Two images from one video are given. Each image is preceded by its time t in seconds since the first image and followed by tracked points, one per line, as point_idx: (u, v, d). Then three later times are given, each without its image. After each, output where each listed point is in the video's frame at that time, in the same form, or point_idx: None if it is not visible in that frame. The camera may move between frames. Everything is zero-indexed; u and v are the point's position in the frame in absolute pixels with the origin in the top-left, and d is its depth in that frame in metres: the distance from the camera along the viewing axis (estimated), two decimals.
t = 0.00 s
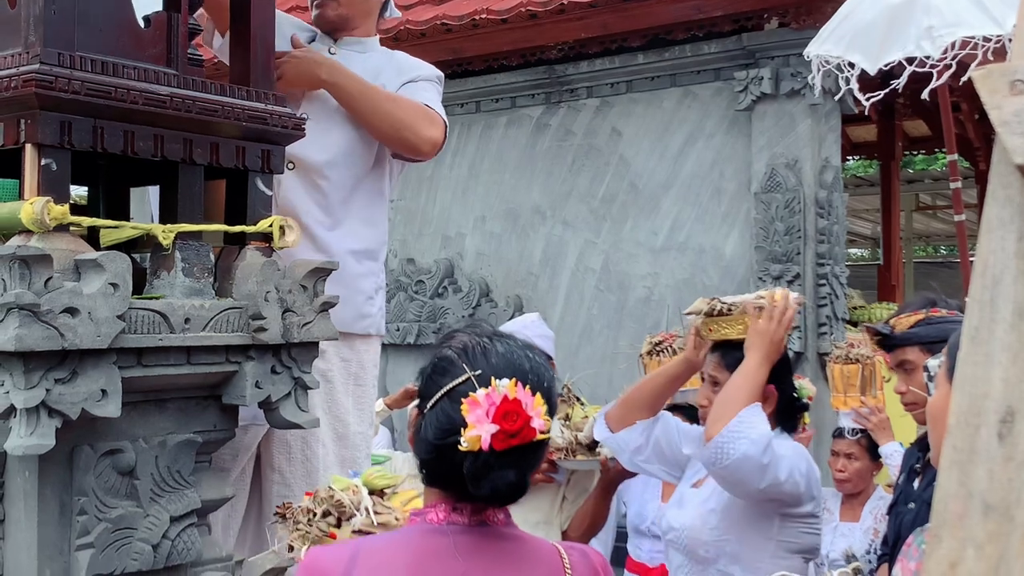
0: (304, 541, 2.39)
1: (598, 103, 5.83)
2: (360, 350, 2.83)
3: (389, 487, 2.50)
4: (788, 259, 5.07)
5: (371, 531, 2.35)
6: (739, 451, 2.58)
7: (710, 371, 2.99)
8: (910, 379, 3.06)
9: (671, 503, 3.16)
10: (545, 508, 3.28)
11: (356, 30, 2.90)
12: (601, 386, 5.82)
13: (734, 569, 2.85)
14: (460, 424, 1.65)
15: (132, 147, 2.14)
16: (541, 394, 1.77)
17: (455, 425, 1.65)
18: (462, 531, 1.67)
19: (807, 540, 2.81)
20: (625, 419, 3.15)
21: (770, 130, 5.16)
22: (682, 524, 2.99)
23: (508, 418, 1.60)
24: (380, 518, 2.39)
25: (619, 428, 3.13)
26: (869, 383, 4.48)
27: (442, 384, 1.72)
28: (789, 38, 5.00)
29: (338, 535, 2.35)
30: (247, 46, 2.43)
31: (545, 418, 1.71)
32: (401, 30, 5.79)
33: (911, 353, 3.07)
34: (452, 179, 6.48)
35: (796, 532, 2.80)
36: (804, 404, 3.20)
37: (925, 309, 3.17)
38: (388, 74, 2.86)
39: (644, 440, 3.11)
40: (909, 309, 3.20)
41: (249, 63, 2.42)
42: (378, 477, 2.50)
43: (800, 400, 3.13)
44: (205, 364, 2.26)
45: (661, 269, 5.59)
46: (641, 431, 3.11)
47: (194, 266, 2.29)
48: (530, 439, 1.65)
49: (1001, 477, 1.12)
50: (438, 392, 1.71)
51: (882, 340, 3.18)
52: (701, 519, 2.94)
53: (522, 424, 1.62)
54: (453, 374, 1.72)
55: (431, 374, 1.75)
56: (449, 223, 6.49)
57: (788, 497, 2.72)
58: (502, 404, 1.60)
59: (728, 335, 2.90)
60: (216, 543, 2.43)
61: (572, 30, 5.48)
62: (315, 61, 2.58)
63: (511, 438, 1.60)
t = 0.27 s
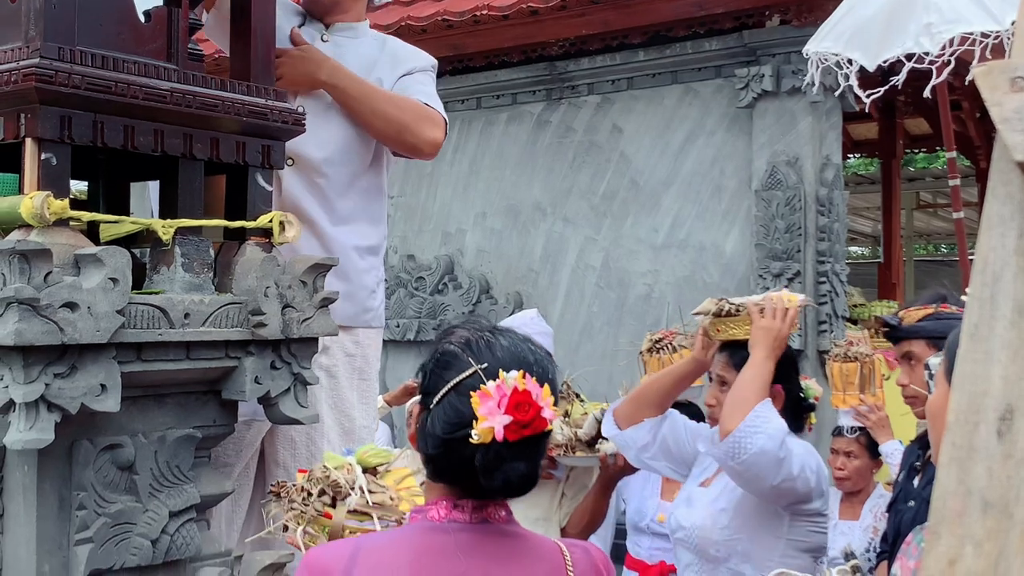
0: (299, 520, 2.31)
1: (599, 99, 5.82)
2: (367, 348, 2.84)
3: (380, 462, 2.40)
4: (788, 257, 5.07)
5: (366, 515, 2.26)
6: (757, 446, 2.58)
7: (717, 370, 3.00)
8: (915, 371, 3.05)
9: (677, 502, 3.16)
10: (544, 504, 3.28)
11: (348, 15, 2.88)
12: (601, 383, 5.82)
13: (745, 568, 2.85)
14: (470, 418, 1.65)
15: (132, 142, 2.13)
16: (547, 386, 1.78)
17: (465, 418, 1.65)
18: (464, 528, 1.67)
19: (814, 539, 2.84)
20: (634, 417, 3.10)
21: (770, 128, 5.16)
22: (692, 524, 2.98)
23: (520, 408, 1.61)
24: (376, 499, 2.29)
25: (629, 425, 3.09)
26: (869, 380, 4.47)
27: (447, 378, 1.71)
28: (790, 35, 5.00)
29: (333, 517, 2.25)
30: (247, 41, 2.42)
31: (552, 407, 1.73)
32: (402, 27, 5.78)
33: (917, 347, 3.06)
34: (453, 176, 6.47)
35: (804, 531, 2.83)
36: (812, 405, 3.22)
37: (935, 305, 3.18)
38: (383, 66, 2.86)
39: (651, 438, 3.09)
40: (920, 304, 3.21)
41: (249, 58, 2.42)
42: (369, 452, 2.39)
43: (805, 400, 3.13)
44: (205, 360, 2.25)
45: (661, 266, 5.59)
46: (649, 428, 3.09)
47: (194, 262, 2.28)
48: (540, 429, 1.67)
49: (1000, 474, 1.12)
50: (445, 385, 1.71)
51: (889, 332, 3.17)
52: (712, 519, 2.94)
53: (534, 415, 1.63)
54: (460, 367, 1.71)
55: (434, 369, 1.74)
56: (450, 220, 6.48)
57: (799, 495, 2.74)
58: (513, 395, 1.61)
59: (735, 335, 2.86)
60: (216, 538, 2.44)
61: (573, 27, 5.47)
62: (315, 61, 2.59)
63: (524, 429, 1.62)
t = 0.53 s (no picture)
0: (303, 506, 2.27)
1: (600, 97, 5.82)
2: (365, 344, 2.85)
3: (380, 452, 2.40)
4: (789, 255, 5.06)
5: (370, 499, 2.22)
6: (783, 440, 2.58)
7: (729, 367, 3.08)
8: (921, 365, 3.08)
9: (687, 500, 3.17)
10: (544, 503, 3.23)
11: (343, 7, 2.88)
12: (602, 380, 5.82)
13: (757, 567, 2.86)
14: (465, 406, 1.66)
15: (134, 138, 2.14)
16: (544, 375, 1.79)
17: (461, 407, 1.66)
18: (466, 527, 1.66)
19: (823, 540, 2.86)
20: (642, 416, 3.21)
21: (772, 126, 5.16)
22: (703, 523, 2.97)
23: (514, 394, 1.62)
24: (380, 485, 2.26)
25: (638, 423, 3.20)
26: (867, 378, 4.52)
27: (444, 369, 1.73)
28: (791, 33, 4.99)
29: (338, 501, 2.21)
30: (249, 38, 2.42)
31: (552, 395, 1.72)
32: (403, 24, 5.77)
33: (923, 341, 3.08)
34: (453, 173, 6.47)
35: (816, 531, 2.85)
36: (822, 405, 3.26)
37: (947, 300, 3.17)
38: (377, 58, 2.86)
39: (659, 435, 3.21)
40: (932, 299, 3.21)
41: (251, 55, 2.42)
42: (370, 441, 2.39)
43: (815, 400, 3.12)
44: (206, 357, 2.26)
45: (662, 264, 5.59)
46: (657, 426, 3.20)
47: (195, 258, 2.28)
48: (535, 414, 1.66)
49: (999, 472, 1.12)
50: (443, 376, 1.72)
51: (898, 325, 3.20)
52: (724, 518, 2.94)
53: (528, 401, 1.64)
54: (457, 358, 1.73)
55: (433, 363, 1.77)
56: (450, 217, 6.48)
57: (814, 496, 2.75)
58: (508, 380, 1.62)
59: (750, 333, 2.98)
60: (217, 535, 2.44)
61: (574, 25, 5.47)
62: (309, 55, 2.59)
63: (518, 414, 1.62)
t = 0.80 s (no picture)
0: (298, 495, 2.22)
1: (602, 94, 5.80)
2: (357, 341, 2.84)
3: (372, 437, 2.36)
4: (791, 253, 5.05)
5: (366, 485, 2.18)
6: (812, 441, 2.58)
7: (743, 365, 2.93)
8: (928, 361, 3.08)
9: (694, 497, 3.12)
10: (547, 501, 3.23)
11: (341, 5, 2.88)
12: (604, 379, 5.82)
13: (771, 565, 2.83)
14: (466, 399, 1.65)
15: (135, 135, 2.13)
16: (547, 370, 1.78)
17: (462, 400, 1.65)
18: (469, 525, 1.66)
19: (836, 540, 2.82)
20: (651, 411, 3.13)
21: (775, 124, 5.14)
22: (716, 521, 2.93)
23: (515, 385, 1.61)
24: (375, 471, 2.22)
25: (647, 420, 3.12)
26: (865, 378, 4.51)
27: (445, 364, 1.73)
28: (794, 30, 4.98)
29: (333, 489, 2.16)
30: (250, 34, 2.42)
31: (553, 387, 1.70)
32: (405, 21, 5.75)
33: (932, 338, 3.09)
34: (455, 170, 6.46)
35: (828, 529, 2.81)
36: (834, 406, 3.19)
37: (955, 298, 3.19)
38: (373, 53, 2.84)
39: (668, 432, 3.12)
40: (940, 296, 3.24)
41: (252, 51, 2.41)
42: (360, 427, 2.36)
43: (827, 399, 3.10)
44: (207, 354, 2.25)
45: (664, 262, 5.58)
46: (666, 422, 3.12)
47: (196, 255, 2.28)
48: (538, 406, 1.65)
49: (1003, 471, 1.11)
50: (445, 369, 1.71)
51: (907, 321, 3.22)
52: (737, 516, 2.89)
53: (529, 392, 1.63)
54: (459, 352, 1.73)
55: (435, 358, 1.76)
56: (452, 214, 6.47)
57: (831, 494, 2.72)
58: (509, 372, 1.62)
59: (765, 331, 2.86)
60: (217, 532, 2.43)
61: (577, 21, 5.45)
62: (298, 49, 2.59)
63: (520, 406, 1.62)
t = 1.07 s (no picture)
0: (299, 474, 2.22)
1: (604, 91, 5.80)
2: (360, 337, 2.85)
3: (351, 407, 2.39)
4: (794, 251, 5.05)
5: (364, 458, 2.23)
6: (835, 441, 2.56)
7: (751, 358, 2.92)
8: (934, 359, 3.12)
9: (704, 492, 3.10)
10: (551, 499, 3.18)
11: None
12: (606, 377, 5.82)
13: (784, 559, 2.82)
14: (489, 395, 1.64)
15: (137, 130, 2.13)
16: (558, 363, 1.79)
17: (482, 397, 1.64)
18: (474, 524, 1.66)
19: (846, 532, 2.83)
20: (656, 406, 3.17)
21: (777, 121, 5.14)
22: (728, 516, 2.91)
23: (542, 378, 1.63)
24: (370, 445, 2.27)
25: (653, 413, 3.16)
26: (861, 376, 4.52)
27: (460, 359, 1.70)
28: (797, 28, 4.97)
29: (336, 465, 2.20)
30: (253, 30, 2.41)
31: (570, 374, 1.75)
32: (408, 17, 5.75)
33: (938, 337, 3.13)
34: (457, 167, 6.45)
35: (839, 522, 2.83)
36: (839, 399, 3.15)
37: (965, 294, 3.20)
38: (375, 49, 2.84)
39: (674, 426, 3.18)
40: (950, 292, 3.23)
41: (255, 47, 2.41)
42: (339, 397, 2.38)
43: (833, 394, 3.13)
44: (209, 350, 2.25)
45: (666, 259, 5.57)
46: (673, 417, 3.17)
47: (198, 251, 2.28)
48: (563, 399, 1.69)
49: (1008, 468, 1.11)
50: (460, 367, 1.69)
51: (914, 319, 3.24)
52: (749, 511, 2.87)
53: (555, 385, 1.66)
54: (474, 348, 1.71)
55: (445, 356, 1.72)
56: (454, 211, 6.46)
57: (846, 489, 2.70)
58: (534, 366, 1.64)
59: (776, 328, 2.88)
60: (218, 528, 2.43)
61: (580, 18, 5.44)
62: (300, 44, 2.58)
63: (547, 399, 1.64)
